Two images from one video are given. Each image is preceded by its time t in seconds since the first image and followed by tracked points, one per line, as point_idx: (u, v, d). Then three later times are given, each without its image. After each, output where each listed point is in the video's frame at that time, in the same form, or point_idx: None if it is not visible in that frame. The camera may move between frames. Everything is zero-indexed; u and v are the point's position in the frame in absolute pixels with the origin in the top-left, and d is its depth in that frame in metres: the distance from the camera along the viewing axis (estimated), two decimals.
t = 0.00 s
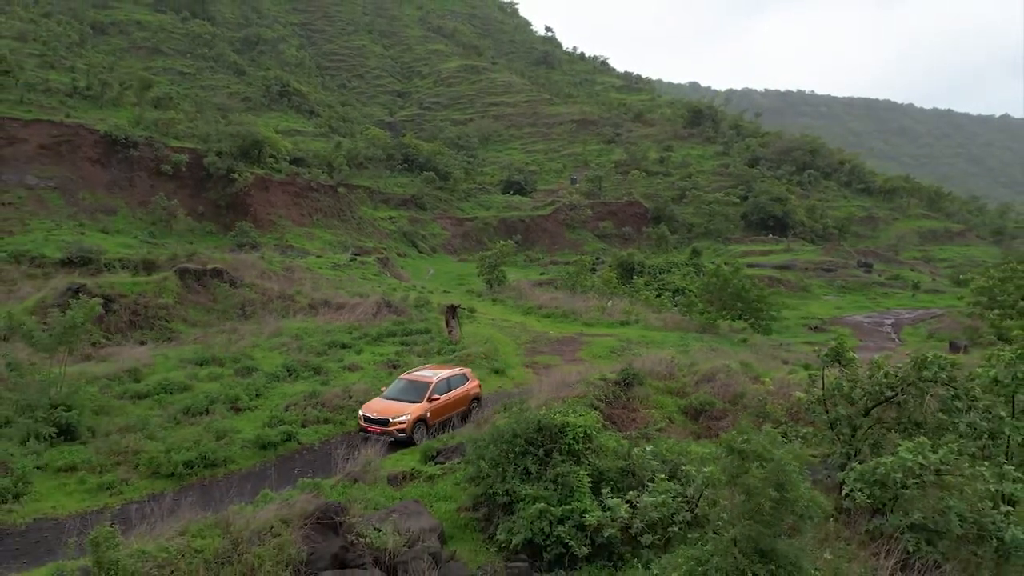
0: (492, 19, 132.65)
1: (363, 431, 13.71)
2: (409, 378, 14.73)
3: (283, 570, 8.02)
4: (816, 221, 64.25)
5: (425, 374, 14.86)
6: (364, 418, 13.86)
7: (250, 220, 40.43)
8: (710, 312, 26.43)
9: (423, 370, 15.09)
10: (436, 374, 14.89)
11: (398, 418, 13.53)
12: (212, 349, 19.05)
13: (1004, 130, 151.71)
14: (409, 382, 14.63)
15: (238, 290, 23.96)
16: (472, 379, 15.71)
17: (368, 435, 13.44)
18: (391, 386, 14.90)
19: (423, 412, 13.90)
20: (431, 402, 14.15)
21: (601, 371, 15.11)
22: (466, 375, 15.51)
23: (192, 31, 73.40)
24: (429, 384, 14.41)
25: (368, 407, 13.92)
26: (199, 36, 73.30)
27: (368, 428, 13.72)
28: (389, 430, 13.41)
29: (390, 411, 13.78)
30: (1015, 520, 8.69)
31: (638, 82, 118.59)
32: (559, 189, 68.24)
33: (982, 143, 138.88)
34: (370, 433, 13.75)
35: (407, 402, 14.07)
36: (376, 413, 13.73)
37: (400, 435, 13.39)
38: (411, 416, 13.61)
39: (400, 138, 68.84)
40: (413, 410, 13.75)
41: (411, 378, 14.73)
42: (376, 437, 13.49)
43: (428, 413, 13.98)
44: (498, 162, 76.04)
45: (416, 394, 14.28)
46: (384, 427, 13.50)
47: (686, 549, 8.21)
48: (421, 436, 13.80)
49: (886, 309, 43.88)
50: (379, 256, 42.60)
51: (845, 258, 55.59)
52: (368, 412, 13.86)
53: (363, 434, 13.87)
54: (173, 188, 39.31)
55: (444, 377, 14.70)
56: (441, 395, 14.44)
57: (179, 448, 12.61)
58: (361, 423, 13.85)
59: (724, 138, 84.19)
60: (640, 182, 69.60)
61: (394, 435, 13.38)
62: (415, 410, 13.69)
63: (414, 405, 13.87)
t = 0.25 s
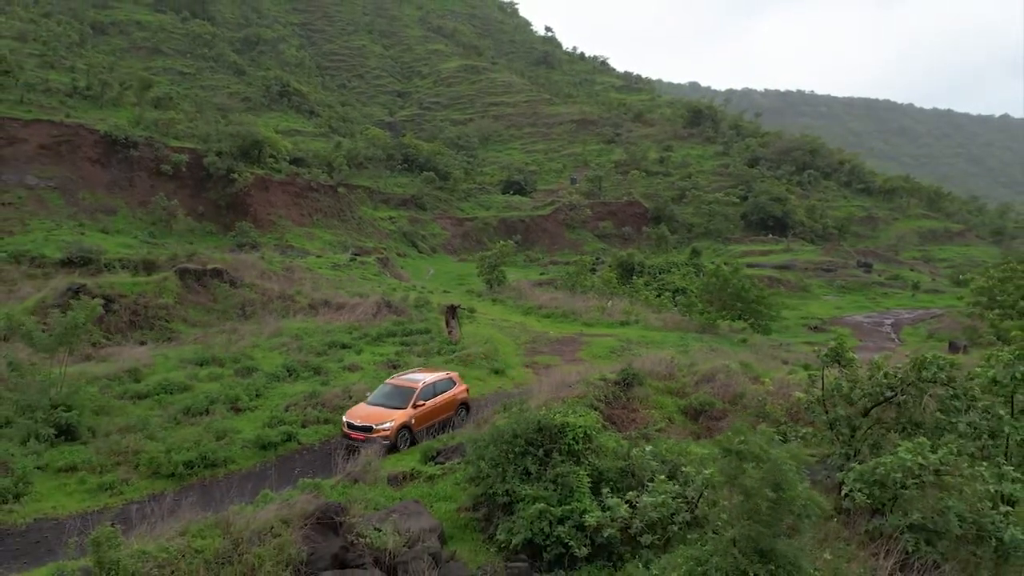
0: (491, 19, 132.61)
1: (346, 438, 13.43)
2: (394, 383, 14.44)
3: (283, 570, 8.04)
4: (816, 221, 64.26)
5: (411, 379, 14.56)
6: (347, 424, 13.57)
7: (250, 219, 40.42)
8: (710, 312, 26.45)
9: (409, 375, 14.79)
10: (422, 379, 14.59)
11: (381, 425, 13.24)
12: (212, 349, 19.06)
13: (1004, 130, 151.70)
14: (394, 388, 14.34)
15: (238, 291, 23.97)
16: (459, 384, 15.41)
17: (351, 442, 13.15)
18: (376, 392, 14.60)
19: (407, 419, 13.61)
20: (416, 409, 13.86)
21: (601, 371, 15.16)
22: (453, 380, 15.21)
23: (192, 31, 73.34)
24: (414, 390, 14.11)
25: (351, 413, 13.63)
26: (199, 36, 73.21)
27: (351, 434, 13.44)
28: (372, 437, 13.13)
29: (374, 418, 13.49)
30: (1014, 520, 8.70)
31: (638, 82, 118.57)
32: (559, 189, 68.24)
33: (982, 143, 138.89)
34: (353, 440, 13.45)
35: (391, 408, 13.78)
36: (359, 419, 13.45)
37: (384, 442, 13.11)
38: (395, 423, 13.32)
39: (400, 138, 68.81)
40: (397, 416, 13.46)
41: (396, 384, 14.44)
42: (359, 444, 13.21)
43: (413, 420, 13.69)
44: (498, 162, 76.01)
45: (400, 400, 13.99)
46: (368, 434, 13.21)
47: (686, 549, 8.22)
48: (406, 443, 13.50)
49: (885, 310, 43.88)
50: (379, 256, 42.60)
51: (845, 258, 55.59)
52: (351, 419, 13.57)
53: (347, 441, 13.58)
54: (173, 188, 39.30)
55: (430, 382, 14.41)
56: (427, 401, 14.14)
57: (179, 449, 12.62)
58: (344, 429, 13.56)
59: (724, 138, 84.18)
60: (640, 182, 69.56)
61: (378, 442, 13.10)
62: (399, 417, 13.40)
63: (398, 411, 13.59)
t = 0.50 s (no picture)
0: (491, 19, 132.56)
1: (328, 444, 13.06)
2: (378, 390, 14.08)
3: (283, 571, 8.03)
4: (816, 221, 64.28)
5: (395, 385, 14.21)
6: (329, 430, 13.20)
7: (250, 220, 40.41)
8: (710, 312, 26.46)
9: (393, 381, 14.44)
10: (407, 385, 14.25)
11: (364, 432, 12.88)
12: (212, 349, 19.08)
13: (1004, 130, 151.66)
14: (378, 394, 13.99)
15: (238, 291, 23.96)
16: (445, 390, 15.06)
17: (333, 450, 12.79)
18: (360, 398, 14.24)
19: (391, 425, 13.25)
20: (400, 416, 13.50)
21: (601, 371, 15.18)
22: (438, 386, 14.86)
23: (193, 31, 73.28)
24: (398, 396, 13.76)
25: (334, 420, 13.27)
26: (199, 36, 73.12)
27: (333, 441, 13.08)
28: (355, 443, 12.77)
29: (356, 424, 13.14)
30: (1014, 521, 8.71)
31: (638, 82, 118.55)
32: (559, 189, 68.23)
33: (981, 142, 138.92)
34: (335, 447, 13.09)
35: (375, 414, 13.43)
36: (342, 425, 13.08)
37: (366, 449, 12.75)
38: (378, 430, 12.96)
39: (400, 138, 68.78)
40: (381, 423, 13.11)
41: (380, 390, 14.09)
42: (342, 451, 12.85)
43: (397, 427, 13.34)
44: (497, 162, 75.99)
45: (384, 406, 13.65)
46: (350, 441, 12.86)
47: (685, 550, 8.22)
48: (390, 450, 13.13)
49: (885, 310, 43.87)
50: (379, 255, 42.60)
51: (844, 258, 55.57)
52: (333, 425, 13.19)
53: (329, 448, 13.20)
54: (173, 188, 39.30)
55: (415, 388, 14.07)
56: (411, 408, 13.80)
57: (179, 449, 12.63)
58: (326, 436, 13.20)
59: (724, 138, 84.15)
60: (640, 182, 69.51)
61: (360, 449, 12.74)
62: (382, 423, 13.05)
63: (381, 418, 13.23)
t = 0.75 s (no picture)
0: (491, 19, 132.54)
1: (305, 456, 12.64)
2: (357, 397, 13.65)
3: (283, 571, 8.04)
4: (815, 221, 64.28)
5: (375, 392, 13.80)
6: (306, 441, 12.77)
7: (249, 220, 40.38)
8: (710, 313, 26.47)
9: (373, 388, 14.03)
10: (387, 392, 13.83)
11: (341, 442, 12.46)
12: (212, 350, 19.08)
13: (1004, 130, 151.65)
14: (357, 402, 13.56)
15: (237, 291, 23.97)
16: (428, 396, 14.65)
17: (309, 461, 12.38)
18: (339, 406, 13.81)
19: (369, 435, 12.84)
20: (379, 424, 13.09)
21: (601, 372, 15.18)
22: (420, 393, 14.45)
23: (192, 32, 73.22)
24: (377, 404, 13.34)
25: (311, 430, 12.85)
26: (199, 36, 73.05)
27: (310, 452, 12.65)
28: (332, 455, 12.36)
29: (334, 434, 12.72)
30: (1014, 522, 8.70)
31: (638, 82, 118.51)
32: (558, 189, 68.21)
33: (981, 143, 138.90)
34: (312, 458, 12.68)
35: (353, 424, 13.00)
36: (318, 436, 12.65)
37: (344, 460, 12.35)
38: (355, 440, 12.54)
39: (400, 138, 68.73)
40: (359, 433, 12.68)
41: (359, 397, 13.67)
42: (319, 462, 12.44)
43: (376, 436, 12.92)
44: (497, 163, 75.97)
45: (362, 416, 13.21)
46: (327, 452, 12.43)
47: (685, 551, 8.21)
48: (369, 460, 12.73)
49: (885, 310, 43.84)
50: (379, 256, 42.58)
51: (844, 258, 55.57)
52: (310, 436, 12.78)
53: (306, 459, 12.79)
54: (173, 188, 39.30)
55: (395, 395, 13.66)
56: (392, 415, 13.39)
57: (179, 450, 12.63)
58: (302, 446, 12.77)
59: (723, 138, 84.16)
60: (640, 182, 69.46)
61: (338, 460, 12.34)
62: (360, 433, 12.62)
63: (360, 428, 12.81)
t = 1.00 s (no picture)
0: (491, 19, 132.50)
1: (284, 465, 12.33)
2: (338, 404, 13.34)
3: (283, 572, 8.03)
4: (815, 221, 64.28)
5: (356, 399, 13.49)
6: (285, 450, 12.46)
7: (249, 220, 40.36)
8: (710, 313, 26.46)
9: (355, 395, 13.72)
10: (368, 399, 13.52)
11: (321, 451, 12.14)
12: (212, 350, 19.07)
13: (1004, 130, 151.61)
14: (338, 409, 13.25)
15: (237, 291, 23.96)
16: (411, 402, 14.33)
17: (288, 470, 12.07)
18: (319, 413, 13.50)
19: (350, 443, 12.52)
20: (361, 432, 12.77)
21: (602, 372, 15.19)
22: (403, 398, 14.13)
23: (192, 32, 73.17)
24: (358, 411, 13.02)
25: (290, 438, 12.54)
26: (198, 36, 72.98)
27: (290, 461, 12.34)
28: (311, 464, 12.05)
29: (314, 442, 12.40)
30: (1014, 522, 8.68)
31: (638, 82, 118.47)
32: (558, 190, 68.18)
33: (981, 143, 138.85)
34: (292, 467, 12.36)
35: (333, 432, 12.69)
36: (298, 444, 12.34)
37: (323, 469, 12.03)
38: (335, 449, 12.23)
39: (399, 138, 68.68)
40: (339, 441, 12.37)
41: (340, 404, 13.36)
42: (298, 472, 12.13)
43: (357, 444, 12.60)
44: (497, 163, 75.93)
45: (342, 423, 12.90)
46: (307, 461, 12.12)
47: (685, 552, 8.20)
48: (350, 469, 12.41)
49: (885, 310, 43.81)
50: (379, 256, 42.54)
51: (844, 258, 55.55)
52: (289, 444, 12.46)
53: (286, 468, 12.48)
54: (173, 189, 39.30)
55: (377, 402, 13.35)
56: (374, 423, 13.08)
57: (179, 450, 12.64)
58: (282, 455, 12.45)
59: (723, 138, 84.14)
60: (640, 182, 69.39)
61: (317, 469, 12.02)
62: (340, 441, 12.31)
63: (340, 436, 12.49)
